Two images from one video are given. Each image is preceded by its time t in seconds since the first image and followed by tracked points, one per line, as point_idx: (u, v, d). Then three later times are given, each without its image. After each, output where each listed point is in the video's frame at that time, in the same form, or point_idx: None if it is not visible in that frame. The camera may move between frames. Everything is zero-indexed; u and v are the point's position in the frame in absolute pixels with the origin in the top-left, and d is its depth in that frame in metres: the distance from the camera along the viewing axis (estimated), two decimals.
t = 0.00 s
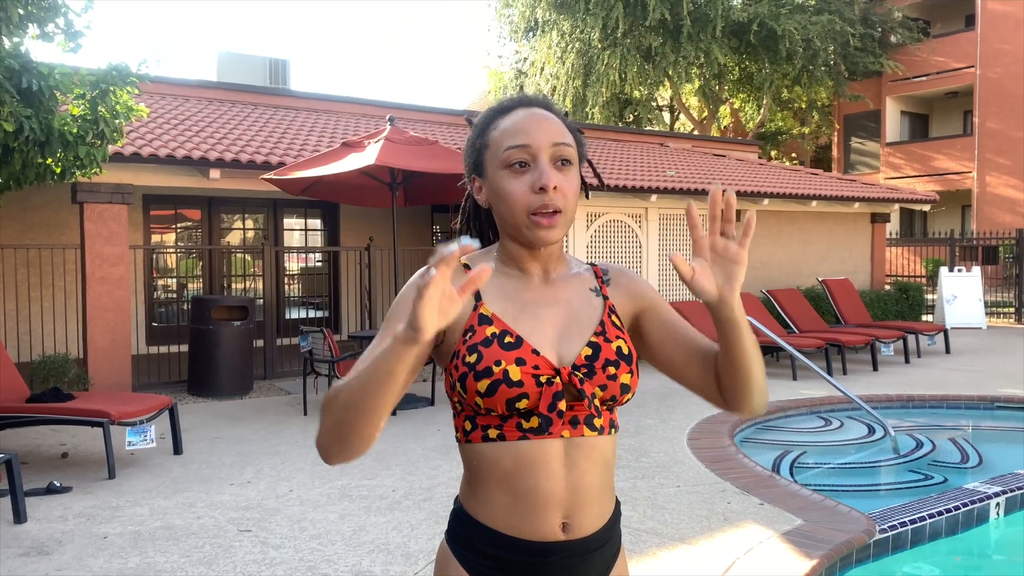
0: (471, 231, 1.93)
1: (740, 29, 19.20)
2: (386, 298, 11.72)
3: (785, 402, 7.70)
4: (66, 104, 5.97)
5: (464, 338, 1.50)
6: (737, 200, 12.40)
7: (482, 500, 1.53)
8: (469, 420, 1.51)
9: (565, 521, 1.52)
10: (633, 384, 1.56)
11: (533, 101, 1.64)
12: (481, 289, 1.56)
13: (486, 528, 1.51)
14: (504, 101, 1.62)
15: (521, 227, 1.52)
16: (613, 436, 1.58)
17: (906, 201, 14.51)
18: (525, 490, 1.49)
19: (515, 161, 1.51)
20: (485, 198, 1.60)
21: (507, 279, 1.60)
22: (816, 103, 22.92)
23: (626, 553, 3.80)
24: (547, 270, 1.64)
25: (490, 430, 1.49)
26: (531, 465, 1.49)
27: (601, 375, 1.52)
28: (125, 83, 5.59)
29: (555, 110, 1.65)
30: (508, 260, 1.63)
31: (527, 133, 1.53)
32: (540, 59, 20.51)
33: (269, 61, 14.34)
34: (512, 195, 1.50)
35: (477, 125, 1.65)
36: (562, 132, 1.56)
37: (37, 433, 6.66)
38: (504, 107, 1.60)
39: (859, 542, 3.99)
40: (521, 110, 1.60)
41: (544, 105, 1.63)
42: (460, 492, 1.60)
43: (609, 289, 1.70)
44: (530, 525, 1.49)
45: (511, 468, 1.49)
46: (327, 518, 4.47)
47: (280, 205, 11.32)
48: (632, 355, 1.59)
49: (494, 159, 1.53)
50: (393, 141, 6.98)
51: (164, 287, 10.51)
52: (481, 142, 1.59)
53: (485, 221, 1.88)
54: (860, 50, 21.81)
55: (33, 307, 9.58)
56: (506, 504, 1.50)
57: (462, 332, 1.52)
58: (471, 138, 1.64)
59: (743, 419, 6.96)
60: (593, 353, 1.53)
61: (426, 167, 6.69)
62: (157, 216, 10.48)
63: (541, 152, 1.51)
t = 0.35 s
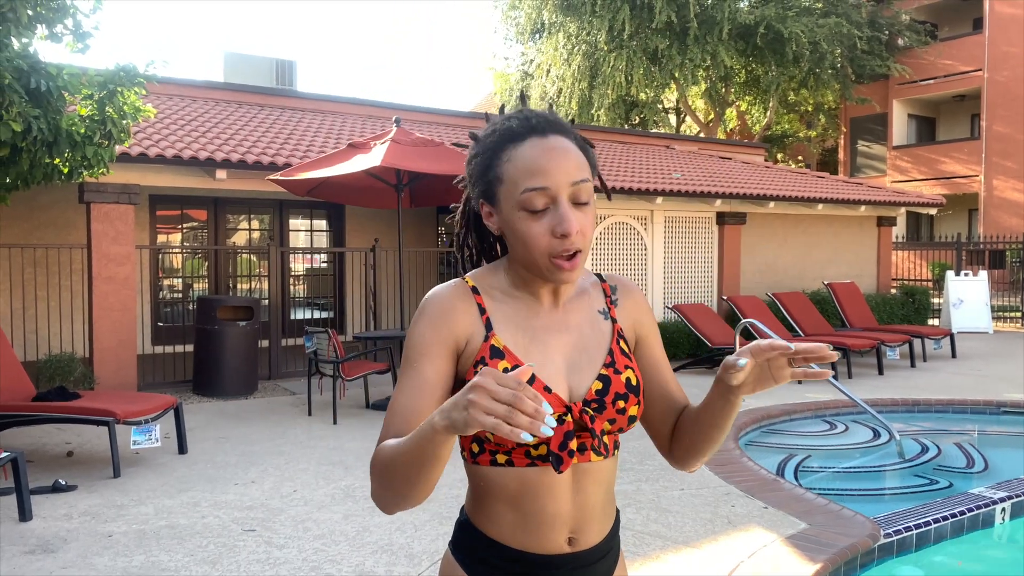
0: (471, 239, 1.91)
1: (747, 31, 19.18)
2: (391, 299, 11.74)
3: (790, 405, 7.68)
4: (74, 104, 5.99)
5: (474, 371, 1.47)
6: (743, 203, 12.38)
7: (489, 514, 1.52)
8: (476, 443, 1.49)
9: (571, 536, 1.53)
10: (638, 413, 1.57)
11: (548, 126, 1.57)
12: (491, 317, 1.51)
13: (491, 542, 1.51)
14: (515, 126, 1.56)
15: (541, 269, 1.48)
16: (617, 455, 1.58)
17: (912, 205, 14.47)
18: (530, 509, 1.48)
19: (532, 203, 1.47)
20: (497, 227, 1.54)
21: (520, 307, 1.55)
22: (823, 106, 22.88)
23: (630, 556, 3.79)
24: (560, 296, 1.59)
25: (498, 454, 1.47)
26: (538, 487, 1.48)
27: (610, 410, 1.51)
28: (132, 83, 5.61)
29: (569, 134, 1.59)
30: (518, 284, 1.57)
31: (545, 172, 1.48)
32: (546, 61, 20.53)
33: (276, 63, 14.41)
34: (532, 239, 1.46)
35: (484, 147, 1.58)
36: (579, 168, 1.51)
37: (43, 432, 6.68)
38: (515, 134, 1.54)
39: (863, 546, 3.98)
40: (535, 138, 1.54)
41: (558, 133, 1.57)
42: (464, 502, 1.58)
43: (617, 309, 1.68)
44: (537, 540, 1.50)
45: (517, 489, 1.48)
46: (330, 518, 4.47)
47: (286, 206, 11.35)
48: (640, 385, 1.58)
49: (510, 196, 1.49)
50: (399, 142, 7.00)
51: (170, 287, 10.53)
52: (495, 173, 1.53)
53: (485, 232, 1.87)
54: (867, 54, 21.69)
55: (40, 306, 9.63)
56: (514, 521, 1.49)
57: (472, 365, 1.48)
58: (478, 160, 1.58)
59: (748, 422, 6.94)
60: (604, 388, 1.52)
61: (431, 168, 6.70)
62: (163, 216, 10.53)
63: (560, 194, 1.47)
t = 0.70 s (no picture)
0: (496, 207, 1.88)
1: (747, 35, 19.21)
2: (391, 302, 11.75)
3: (790, 409, 7.68)
4: (75, 107, 6.00)
5: (479, 367, 1.47)
6: (743, 206, 12.38)
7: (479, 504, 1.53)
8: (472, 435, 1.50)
9: (560, 528, 1.55)
10: (635, 422, 1.59)
11: (616, 174, 1.44)
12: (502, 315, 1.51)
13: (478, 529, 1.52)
14: (581, 163, 1.43)
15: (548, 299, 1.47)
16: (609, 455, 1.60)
17: (913, 209, 14.48)
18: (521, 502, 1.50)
19: (560, 248, 1.40)
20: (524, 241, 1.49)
21: (529, 310, 1.54)
22: (823, 110, 22.90)
23: (630, 559, 3.79)
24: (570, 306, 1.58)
25: (492, 449, 1.48)
26: (530, 483, 1.50)
27: (608, 420, 1.53)
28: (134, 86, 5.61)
29: (634, 183, 1.46)
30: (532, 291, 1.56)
31: (588, 227, 1.39)
32: (546, 65, 20.55)
33: (277, 66, 14.44)
34: (548, 275, 1.43)
35: (549, 155, 1.47)
36: (624, 231, 1.42)
37: (43, 434, 6.68)
38: (576, 172, 1.42)
39: (864, 550, 3.98)
40: (598, 183, 1.41)
41: (624, 181, 1.44)
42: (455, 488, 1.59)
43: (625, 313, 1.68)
44: (528, 530, 1.52)
45: (508, 482, 1.50)
46: (330, 521, 4.47)
47: (287, 209, 11.36)
48: (639, 397, 1.59)
49: (543, 232, 1.42)
50: (400, 146, 7.01)
51: (170, 289, 10.54)
52: (538, 196, 1.44)
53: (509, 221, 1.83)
54: (867, 58, 21.72)
55: (40, 308, 9.65)
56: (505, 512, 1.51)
57: (478, 360, 1.48)
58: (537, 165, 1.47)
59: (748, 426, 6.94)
60: (604, 399, 1.52)
61: (432, 171, 6.71)
62: (164, 218, 10.54)
63: (592, 253, 1.40)
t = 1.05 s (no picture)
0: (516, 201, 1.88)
1: (745, 32, 19.20)
2: (388, 299, 11.75)
3: (787, 406, 7.69)
4: (71, 102, 5.97)
5: (480, 362, 1.47)
6: (740, 203, 12.38)
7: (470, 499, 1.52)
8: (467, 429, 1.50)
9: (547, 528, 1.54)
10: (630, 427, 1.59)
11: (613, 129, 1.52)
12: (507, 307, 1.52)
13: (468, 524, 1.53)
14: (581, 121, 1.51)
15: (556, 266, 1.47)
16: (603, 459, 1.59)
17: (910, 207, 14.49)
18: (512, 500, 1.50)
19: (566, 200, 1.44)
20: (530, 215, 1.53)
21: (533, 300, 1.56)
22: (821, 107, 22.89)
23: (627, 555, 3.80)
24: (575, 303, 1.59)
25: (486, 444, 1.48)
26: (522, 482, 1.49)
27: (604, 423, 1.53)
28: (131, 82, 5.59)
29: (632, 144, 1.54)
30: (540, 281, 1.57)
31: (590, 175, 1.45)
32: (543, 61, 20.51)
33: (274, 61, 14.40)
34: (554, 233, 1.44)
35: (548, 129, 1.55)
36: (626, 181, 1.47)
37: (40, 430, 6.68)
38: (576, 128, 1.50)
39: (860, 547, 3.99)
40: (595, 138, 1.50)
41: (623, 139, 1.52)
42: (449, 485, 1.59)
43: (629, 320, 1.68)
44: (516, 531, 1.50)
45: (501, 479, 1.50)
46: (328, 517, 4.47)
47: (284, 205, 11.33)
48: (637, 403, 1.59)
49: (547, 189, 1.46)
50: (397, 142, 7.00)
51: (167, 286, 10.53)
52: (542, 159, 1.50)
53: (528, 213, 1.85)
54: (865, 55, 21.69)
55: (36, 304, 9.62)
56: (495, 511, 1.50)
57: (479, 355, 1.48)
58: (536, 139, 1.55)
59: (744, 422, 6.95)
60: (602, 401, 1.53)
61: (429, 168, 6.71)
62: (161, 214, 10.52)
63: (596, 201, 1.44)
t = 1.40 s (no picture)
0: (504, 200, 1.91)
1: (743, 32, 19.21)
2: (386, 297, 11.74)
3: (783, 405, 7.69)
4: (69, 98, 5.95)
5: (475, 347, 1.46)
6: (738, 203, 12.39)
7: (476, 494, 1.53)
8: (471, 420, 1.51)
9: (557, 519, 1.54)
10: (634, 406, 1.59)
11: (586, 110, 1.59)
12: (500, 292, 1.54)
13: (476, 519, 1.53)
14: (554, 106, 1.58)
15: (548, 247, 1.51)
16: (608, 445, 1.59)
17: (907, 207, 14.51)
18: (519, 491, 1.49)
19: (552, 179, 1.49)
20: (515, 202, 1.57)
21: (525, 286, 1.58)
22: (819, 107, 22.92)
23: (624, 554, 3.80)
24: (567, 284, 1.62)
25: (490, 432, 1.48)
26: (528, 471, 1.49)
27: (606, 400, 1.53)
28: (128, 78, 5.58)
29: (606, 124, 1.61)
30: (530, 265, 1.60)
31: (572, 153, 1.50)
32: (542, 60, 20.50)
33: (273, 58, 14.38)
34: (545, 215, 1.48)
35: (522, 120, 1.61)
36: (606, 156, 1.53)
37: (37, 427, 6.67)
38: (551, 113, 1.57)
39: (856, 546, 3.99)
40: (571, 121, 1.56)
41: (596, 120, 1.59)
42: (455, 482, 1.59)
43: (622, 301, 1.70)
44: (524, 522, 1.51)
45: (505, 470, 1.49)
46: (325, 515, 4.47)
47: (282, 202, 11.31)
48: (637, 379, 1.60)
49: (532, 172, 1.51)
50: (395, 139, 7.00)
51: (164, 283, 10.52)
52: (522, 146, 1.56)
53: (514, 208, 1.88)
54: (863, 56, 21.70)
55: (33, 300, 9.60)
56: (502, 502, 1.50)
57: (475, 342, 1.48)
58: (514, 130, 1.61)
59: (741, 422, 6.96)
60: (601, 377, 1.53)
61: (428, 165, 6.70)
62: (158, 211, 10.51)
63: (581, 177, 1.49)
